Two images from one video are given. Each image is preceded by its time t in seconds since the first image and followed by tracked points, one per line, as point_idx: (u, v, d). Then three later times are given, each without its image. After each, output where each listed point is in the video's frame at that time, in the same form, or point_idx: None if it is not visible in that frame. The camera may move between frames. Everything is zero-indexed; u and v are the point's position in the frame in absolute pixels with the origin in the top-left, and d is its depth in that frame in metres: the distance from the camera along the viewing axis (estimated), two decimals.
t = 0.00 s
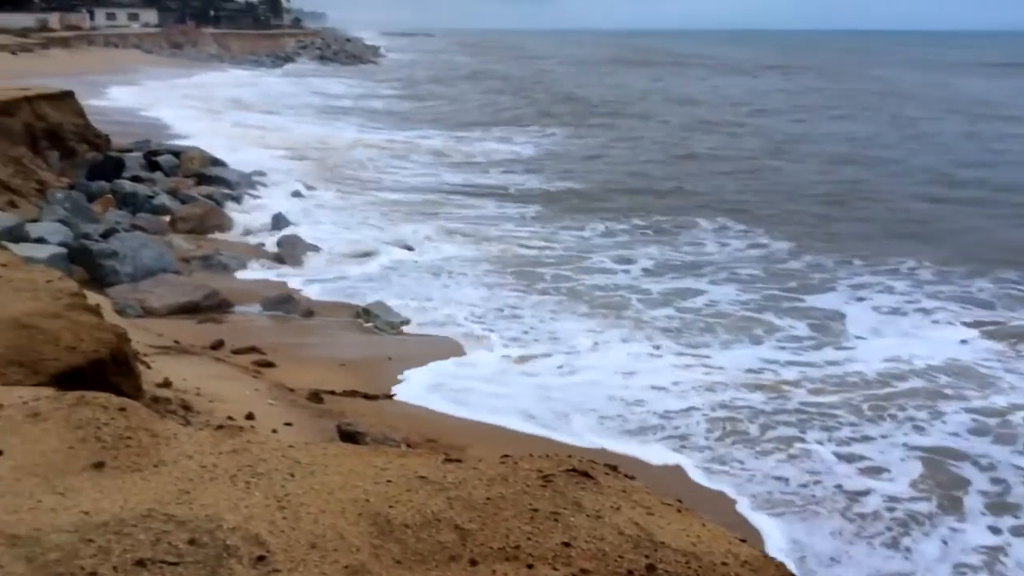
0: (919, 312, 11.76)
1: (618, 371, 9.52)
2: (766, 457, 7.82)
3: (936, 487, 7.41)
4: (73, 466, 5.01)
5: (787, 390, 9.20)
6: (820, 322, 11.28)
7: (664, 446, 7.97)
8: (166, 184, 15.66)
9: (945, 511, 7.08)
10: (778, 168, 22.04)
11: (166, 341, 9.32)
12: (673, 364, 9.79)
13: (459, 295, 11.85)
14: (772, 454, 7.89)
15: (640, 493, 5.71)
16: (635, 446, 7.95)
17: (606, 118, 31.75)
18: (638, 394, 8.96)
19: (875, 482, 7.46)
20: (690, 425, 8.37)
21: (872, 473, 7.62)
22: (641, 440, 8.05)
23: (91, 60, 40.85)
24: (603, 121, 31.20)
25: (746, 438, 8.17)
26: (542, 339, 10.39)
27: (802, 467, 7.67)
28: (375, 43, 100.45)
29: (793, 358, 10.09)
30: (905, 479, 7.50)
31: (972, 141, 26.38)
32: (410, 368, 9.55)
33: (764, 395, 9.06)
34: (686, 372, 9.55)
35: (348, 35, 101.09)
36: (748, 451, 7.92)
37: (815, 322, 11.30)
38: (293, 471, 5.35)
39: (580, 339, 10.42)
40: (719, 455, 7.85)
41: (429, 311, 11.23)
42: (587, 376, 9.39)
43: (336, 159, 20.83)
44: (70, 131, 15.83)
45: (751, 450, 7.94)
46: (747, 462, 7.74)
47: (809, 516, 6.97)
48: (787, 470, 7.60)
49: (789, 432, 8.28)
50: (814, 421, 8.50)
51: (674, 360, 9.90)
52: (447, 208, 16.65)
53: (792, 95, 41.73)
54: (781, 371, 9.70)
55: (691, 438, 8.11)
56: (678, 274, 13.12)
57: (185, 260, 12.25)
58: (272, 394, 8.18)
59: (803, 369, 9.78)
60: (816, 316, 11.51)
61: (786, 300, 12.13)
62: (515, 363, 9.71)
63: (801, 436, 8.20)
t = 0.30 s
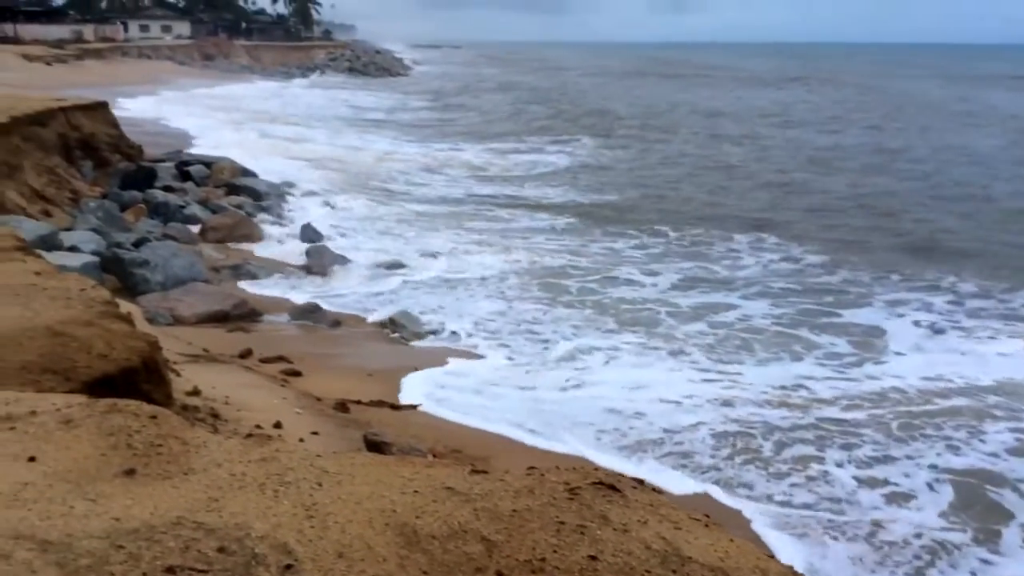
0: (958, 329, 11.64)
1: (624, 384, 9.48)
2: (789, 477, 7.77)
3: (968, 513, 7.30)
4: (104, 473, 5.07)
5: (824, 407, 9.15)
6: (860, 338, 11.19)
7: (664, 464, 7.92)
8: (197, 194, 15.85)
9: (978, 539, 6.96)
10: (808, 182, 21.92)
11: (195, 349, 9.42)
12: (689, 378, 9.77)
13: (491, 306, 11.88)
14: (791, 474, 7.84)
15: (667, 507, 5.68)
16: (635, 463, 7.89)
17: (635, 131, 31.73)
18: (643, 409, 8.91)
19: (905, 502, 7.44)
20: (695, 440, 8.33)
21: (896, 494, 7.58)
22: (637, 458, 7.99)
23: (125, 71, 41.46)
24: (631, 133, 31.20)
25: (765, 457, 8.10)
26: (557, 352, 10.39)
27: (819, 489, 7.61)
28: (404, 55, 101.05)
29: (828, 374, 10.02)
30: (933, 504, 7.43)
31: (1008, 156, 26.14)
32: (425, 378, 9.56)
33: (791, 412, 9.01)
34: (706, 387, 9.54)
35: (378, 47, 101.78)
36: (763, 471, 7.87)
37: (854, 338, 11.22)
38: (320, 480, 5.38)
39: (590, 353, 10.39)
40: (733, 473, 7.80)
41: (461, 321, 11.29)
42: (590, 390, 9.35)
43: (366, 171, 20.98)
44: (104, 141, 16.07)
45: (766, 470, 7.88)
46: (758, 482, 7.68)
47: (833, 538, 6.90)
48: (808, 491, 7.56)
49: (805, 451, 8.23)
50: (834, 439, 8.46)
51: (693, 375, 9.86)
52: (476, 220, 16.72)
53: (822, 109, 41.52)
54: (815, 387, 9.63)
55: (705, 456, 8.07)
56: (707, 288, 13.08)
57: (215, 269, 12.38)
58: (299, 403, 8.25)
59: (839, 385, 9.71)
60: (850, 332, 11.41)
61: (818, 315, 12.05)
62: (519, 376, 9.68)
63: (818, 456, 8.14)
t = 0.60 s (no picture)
0: (990, 346, 11.54)
1: (639, 399, 9.45)
2: (808, 497, 7.64)
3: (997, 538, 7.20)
4: (128, 481, 5.10)
5: (851, 422, 9.11)
6: (895, 354, 11.13)
7: (674, 477, 7.86)
8: (222, 204, 15.98)
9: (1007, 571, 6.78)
10: (833, 195, 21.82)
11: (217, 358, 9.47)
12: (706, 392, 9.73)
13: (515, 318, 11.89)
14: (807, 493, 7.72)
15: (688, 522, 5.65)
16: (651, 478, 7.83)
17: (657, 143, 31.72)
18: (656, 423, 8.88)
19: (929, 523, 7.36)
20: (707, 455, 8.27)
21: (918, 514, 7.47)
22: (650, 472, 7.93)
23: (151, 82, 41.95)
24: (654, 145, 31.19)
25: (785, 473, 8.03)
26: (572, 365, 10.38)
27: (836, 509, 7.47)
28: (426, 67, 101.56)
29: (854, 390, 9.97)
30: (956, 527, 7.32)
31: None
32: (441, 389, 9.56)
33: (813, 427, 8.97)
34: (726, 401, 9.52)
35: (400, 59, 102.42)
36: (777, 490, 7.74)
37: (890, 354, 11.15)
38: (342, 491, 5.39)
39: (604, 366, 10.37)
40: (745, 493, 7.66)
41: (484, 332, 11.33)
42: (604, 403, 9.32)
43: (390, 183, 21.09)
44: (130, 152, 16.23)
45: (782, 490, 7.74)
46: (771, 503, 7.52)
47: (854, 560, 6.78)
48: (827, 514, 7.40)
49: (822, 467, 8.16)
50: (853, 454, 8.42)
51: (711, 390, 9.82)
52: (500, 232, 16.77)
53: (847, 122, 41.37)
54: (847, 404, 9.55)
55: (719, 470, 8.02)
56: (731, 303, 13.04)
57: (238, 279, 12.47)
58: (320, 413, 8.28)
59: (873, 402, 9.64)
60: (877, 348, 11.34)
61: (845, 330, 11.98)
62: (532, 390, 9.67)
63: (833, 472, 8.09)
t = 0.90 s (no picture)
0: None
1: (656, 410, 9.39)
2: (831, 514, 7.54)
3: None
4: (151, 486, 5.12)
5: (875, 435, 9.05)
6: (932, 366, 11.06)
7: (686, 488, 7.85)
8: (243, 212, 16.08)
9: None
10: (856, 205, 21.71)
11: (237, 365, 9.53)
12: (726, 404, 9.68)
13: (536, 328, 11.89)
14: (829, 511, 7.61)
15: (708, 533, 5.62)
16: (666, 491, 7.80)
17: (678, 152, 31.69)
18: (673, 435, 8.82)
19: (958, 543, 7.24)
20: (723, 467, 8.23)
21: (945, 534, 7.36)
22: (665, 484, 7.90)
23: (174, 91, 42.40)
24: (675, 155, 31.15)
25: (806, 487, 7.97)
26: (590, 374, 10.35)
27: (860, 529, 7.35)
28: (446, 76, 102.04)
29: (880, 403, 9.90)
30: (984, 547, 7.23)
31: None
32: (457, 399, 9.55)
33: (837, 439, 8.92)
34: (746, 412, 9.47)
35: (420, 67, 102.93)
36: (798, 506, 7.64)
37: (925, 366, 11.07)
38: (361, 498, 5.41)
39: (620, 376, 10.32)
40: (764, 509, 7.56)
41: (506, 341, 11.33)
42: (620, 414, 9.27)
43: (411, 192, 21.17)
44: (153, 160, 16.37)
45: (802, 508, 7.63)
46: (792, 521, 7.41)
47: None
48: (851, 535, 7.26)
49: (841, 481, 8.11)
50: (873, 467, 8.37)
51: (731, 400, 9.77)
52: (522, 242, 16.79)
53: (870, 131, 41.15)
54: (881, 417, 9.49)
55: (737, 482, 7.97)
56: (753, 313, 12.98)
57: (258, 287, 12.55)
58: (340, 420, 8.31)
59: (908, 414, 9.58)
60: (903, 360, 11.26)
61: (868, 342, 11.90)
62: (548, 400, 9.63)
63: (852, 485, 8.04)
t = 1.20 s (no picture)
0: None
1: (672, 419, 9.35)
2: (860, 528, 7.46)
3: None
4: (170, 492, 5.15)
5: (901, 444, 8.99)
6: (973, 375, 11.02)
7: (704, 496, 7.82)
8: (262, 219, 16.17)
9: None
10: (877, 211, 21.62)
11: (256, 371, 9.58)
12: (745, 412, 9.64)
13: (555, 336, 11.89)
14: (858, 524, 7.52)
15: (726, 542, 5.59)
16: (684, 499, 7.76)
17: (696, 158, 31.65)
18: (689, 443, 8.78)
19: (995, 560, 7.13)
20: (748, 475, 8.19)
21: (980, 549, 7.27)
22: (682, 492, 7.87)
23: (195, 98, 42.74)
24: (693, 161, 31.12)
25: (832, 497, 7.91)
26: (607, 382, 10.33)
27: (889, 545, 7.23)
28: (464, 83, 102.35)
29: (904, 411, 9.84)
30: None
31: None
32: (472, 407, 9.54)
33: (863, 447, 8.87)
34: (766, 421, 9.43)
35: (437, 75, 103.29)
36: (826, 519, 7.55)
37: (964, 375, 11.01)
38: (379, 504, 5.42)
39: (636, 384, 10.29)
40: (791, 523, 7.46)
41: (526, 349, 11.34)
42: (636, 422, 9.24)
43: (430, 199, 21.24)
44: (172, 167, 16.50)
45: (829, 521, 7.52)
46: (820, 536, 7.29)
47: None
48: (882, 552, 7.13)
49: (865, 491, 8.04)
50: (897, 476, 8.32)
51: (750, 408, 9.73)
52: (542, 249, 16.82)
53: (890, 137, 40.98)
54: (919, 426, 9.43)
55: (761, 492, 7.92)
56: (773, 321, 12.94)
57: (277, 293, 12.61)
58: (357, 426, 8.34)
59: (945, 424, 9.50)
60: (927, 369, 11.19)
61: (891, 350, 11.83)
62: (563, 407, 9.60)
63: (876, 496, 7.97)
